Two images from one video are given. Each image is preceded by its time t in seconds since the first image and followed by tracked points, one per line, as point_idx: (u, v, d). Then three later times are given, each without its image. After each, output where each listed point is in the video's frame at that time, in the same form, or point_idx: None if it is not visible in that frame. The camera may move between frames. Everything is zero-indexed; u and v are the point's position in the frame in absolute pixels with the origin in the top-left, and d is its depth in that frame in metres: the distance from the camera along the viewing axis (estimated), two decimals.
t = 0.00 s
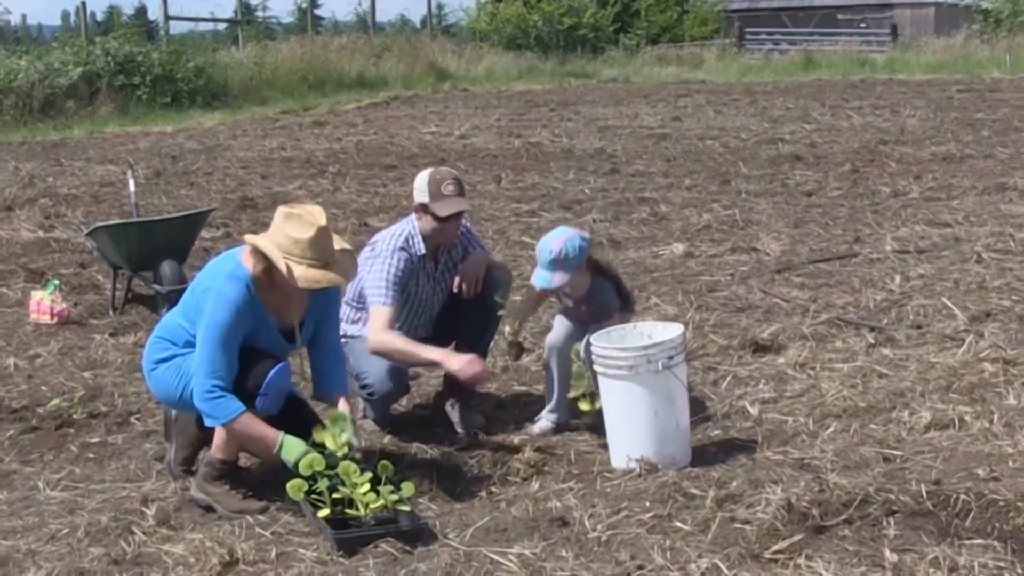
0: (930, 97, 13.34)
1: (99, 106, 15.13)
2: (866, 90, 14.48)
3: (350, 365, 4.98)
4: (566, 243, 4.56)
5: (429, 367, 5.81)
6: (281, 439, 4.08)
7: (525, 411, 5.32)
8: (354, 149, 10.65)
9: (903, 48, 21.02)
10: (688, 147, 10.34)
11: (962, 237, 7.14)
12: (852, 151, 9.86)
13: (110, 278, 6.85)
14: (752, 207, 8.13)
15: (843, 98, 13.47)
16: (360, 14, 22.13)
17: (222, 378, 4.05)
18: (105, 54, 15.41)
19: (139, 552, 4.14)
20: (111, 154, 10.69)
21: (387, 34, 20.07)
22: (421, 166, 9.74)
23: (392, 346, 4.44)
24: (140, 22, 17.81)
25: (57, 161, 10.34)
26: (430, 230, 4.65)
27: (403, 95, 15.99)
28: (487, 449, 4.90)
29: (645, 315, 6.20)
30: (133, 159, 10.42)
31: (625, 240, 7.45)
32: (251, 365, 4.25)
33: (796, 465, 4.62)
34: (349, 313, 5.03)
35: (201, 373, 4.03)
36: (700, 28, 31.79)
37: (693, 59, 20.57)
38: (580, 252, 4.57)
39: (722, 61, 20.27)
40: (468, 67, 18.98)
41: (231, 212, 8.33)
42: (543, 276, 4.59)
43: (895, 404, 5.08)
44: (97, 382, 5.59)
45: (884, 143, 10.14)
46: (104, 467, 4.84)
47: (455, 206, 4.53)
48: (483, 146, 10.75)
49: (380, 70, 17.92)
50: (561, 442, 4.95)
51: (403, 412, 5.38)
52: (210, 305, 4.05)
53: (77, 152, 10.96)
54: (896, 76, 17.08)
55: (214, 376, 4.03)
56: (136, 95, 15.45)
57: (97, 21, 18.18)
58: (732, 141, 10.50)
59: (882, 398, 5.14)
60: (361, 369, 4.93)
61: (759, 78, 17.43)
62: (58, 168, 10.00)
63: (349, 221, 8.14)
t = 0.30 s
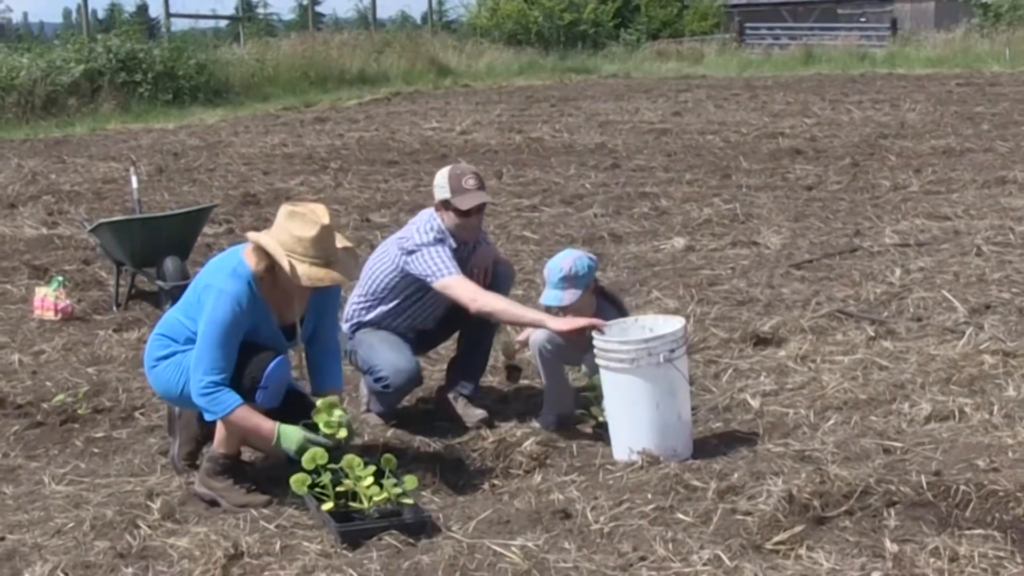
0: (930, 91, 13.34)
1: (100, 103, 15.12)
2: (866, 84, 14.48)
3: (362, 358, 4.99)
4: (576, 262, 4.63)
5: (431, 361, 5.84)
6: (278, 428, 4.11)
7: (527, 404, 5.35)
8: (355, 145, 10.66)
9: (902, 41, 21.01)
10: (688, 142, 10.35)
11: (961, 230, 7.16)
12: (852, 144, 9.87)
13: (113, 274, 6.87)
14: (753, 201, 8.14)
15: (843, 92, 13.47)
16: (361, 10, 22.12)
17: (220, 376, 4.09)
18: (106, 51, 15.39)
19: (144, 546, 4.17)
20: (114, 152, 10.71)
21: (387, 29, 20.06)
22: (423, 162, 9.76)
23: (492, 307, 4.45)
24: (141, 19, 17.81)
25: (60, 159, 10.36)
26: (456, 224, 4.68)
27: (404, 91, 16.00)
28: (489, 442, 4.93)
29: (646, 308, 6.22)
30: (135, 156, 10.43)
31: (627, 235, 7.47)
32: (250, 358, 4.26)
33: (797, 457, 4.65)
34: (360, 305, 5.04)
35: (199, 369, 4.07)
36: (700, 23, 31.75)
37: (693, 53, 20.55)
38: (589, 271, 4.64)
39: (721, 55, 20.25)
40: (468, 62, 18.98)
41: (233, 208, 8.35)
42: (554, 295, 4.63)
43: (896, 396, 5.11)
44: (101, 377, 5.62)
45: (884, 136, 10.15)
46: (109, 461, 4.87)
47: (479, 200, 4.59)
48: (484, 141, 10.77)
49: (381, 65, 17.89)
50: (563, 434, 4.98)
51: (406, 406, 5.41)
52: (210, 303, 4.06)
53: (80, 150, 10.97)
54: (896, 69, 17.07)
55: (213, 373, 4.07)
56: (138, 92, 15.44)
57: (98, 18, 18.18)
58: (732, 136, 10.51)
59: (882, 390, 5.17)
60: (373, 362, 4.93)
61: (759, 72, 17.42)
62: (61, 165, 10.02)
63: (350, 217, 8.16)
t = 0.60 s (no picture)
0: (930, 79, 13.31)
1: (99, 95, 15.09)
2: (866, 72, 14.45)
3: (369, 350, 5.00)
4: (576, 262, 4.65)
5: (432, 352, 5.85)
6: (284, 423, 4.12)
7: (528, 394, 5.36)
8: (355, 136, 10.65)
9: (900, 30, 20.95)
10: (688, 131, 10.33)
11: (962, 219, 7.16)
12: (853, 133, 9.85)
13: (113, 266, 6.88)
14: (753, 190, 8.14)
15: (843, 81, 13.44)
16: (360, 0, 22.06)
17: (222, 371, 4.10)
18: (105, 42, 15.35)
19: (145, 537, 4.18)
20: (114, 143, 10.70)
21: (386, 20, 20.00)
22: (422, 153, 9.75)
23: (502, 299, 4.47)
24: (140, 10, 17.77)
25: (60, 150, 10.35)
26: (468, 216, 4.70)
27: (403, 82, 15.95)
28: (490, 432, 4.93)
29: (646, 298, 6.23)
30: (135, 148, 10.42)
31: (627, 224, 7.47)
32: (250, 351, 4.27)
33: (798, 445, 4.66)
34: (364, 296, 5.05)
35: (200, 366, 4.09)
36: (699, 12, 31.66)
37: (692, 42, 20.50)
38: (588, 269, 4.67)
39: (721, 44, 20.20)
40: (467, 53, 18.93)
41: (232, 199, 8.35)
42: (559, 298, 4.66)
43: (896, 384, 5.12)
44: (101, 368, 5.62)
45: (884, 125, 10.13)
46: (110, 452, 4.88)
47: (491, 190, 4.61)
48: (484, 131, 10.76)
49: (380, 56, 17.84)
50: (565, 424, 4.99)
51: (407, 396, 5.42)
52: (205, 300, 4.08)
53: (79, 141, 10.95)
54: (895, 58, 17.02)
55: (214, 369, 4.08)
56: (137, 84, 15.41)
57: (97, 10, 18.15)
58: (732, 125, 10.50)
59: (883, 378, 5.17)
60: (380, 353, 4.95)
61: (759, 62, 17.38)
62: (61, 157, 10.01)
63: (350, 208, 8.15)
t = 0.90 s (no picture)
0: (934, 67, 13.25)
1: (101, 84, 15.08)
2: (870, 60, 14.38)
3: (370, 333, 5.00)
4: (582, 255, 4.63)
5: (435, 341, 5.86)
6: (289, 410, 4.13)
7: (531, 382, 5.36)
8: (357, 124, 10.63)
9: (904, 19, 20.84)
10: (691, 119, 10.30)
11: (965, 207, 7.14)
12: (856, 122, 9.82)
13: (115, 254, 6.88)
14: (756, 178, 8.12)
15: (846, 70, 13.39)
16: None
17: (223, 363, 4.11)
18: (106, 30, 15.34)
19: (147, 524, 4.19)
20: (115, 131, 10.69)
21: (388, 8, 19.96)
22: (425, 141, 9.74)
23: (498, 279, 4.48)
24: None
25: (62, 138, 10.35)
26: (475, 197, 4.70)
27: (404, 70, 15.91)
28: (492, 420, 4.94)
29: (649, 286, 6.22)
30: (137, 136, 10.42)
31: (629, 213, 7.46)
32: (250, 341, 4.28)
33: (801, 434, 4.65)
34: (367, 281, 5.05)
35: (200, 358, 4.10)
36: None
37: (694, 31, 20.42)
38: (596, 260, 4.66)
39: (724, 32, 20.12)
40: (470, 40, 18.88)
41: (234, 187, 8.35)
42: (566, 288, 4.68)
43: (900, 372, 5.10)
44: (104, 356, 5.63)
45: (887, 114, 10.10)
46: (112, 440, 4.88)
47: (497, 172, 4.61)
48: (486, 119, 10.73)
49: (383, 44, 17.78)
50: (567, 411, 4.99)
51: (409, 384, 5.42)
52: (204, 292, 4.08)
53: (81, 129, 10.96)
54: (899, 46, 16.94)
55: (215, 361, 4.09)
56: (139, 72, 15.39)
57: None
58: (735, 113, 10.46)
59: (886, 366, 5.16)
60: (381, 335, 4.95)
61: (762, 50, 17.31)
62: (62, 145, 10.01)
63: (352, 196, 8.15)
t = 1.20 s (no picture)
0: (938, 56, 13.19)
1: (104, 73, 15.07)
2: (874, 49, 14.32)
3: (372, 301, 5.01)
4: (584, 227, 4.60)
5: (438, 330, 5.86)
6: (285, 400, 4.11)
7: (534, 370, 5.36)
8: (360, 113, 10.62)
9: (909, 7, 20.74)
10: (694, 108, 10.27)
11: (970, 196, 7.12)
12: (860, 110, 9.78)
13: (117, 243, 6.89)
14: (759, 167, 8.10)
15: (850, 58, 13.33)
16: None
17: (228, 352, 4.11)
18: (108, 19, 15.32)
19: (151, 513, 4.19)
20: (117, 120, 10.68)
21: None
22: (427, 131, 9.73)
23: (502, 261, 4.49)
24: None
25: (65, 128, 10.35)
26: (491, 176, 4.68)
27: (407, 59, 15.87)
28: (495, 409, 4.94)
29: (653, 274, 6.21)
30: (140, 125, 10.42)
31: (633, 202, 7.45)
32: (256, 331, 4.27)
33: (805, 422, 4.65)
34: (373, 246, 5.06)
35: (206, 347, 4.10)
36: None
37: (698, 20, 20.35)
38: (598, 233, 4.62)
39: (727, 21, 20.05)
40: (472, 28, 18.83)
41: (237, 176, 8.35)
42: (569, 263, 4.65)
43: (904, 361, 5.09)
44: (107, 345, 5.64)
45: (892, 102, 10.06)
46: (115, 429, 4.89)
47: (515, 153, 4.58)
48: (488, 108, 10.71)
49: (386, 32, 17.73)
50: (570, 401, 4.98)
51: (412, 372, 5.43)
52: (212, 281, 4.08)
53: (84, 118, 10.96)
54: (903, 35, 16.86)
55: (221, 351, 4.09)
56: (141, 60, 15.37)
57: None
58: (738, 102, 10.43)
59: (890, 355, 5.15)
60: (384, 305, 4.96)
61: (766, 39, 17.24)
62: (65, 134, 10.01)
63: (355, 185, 8.15)
